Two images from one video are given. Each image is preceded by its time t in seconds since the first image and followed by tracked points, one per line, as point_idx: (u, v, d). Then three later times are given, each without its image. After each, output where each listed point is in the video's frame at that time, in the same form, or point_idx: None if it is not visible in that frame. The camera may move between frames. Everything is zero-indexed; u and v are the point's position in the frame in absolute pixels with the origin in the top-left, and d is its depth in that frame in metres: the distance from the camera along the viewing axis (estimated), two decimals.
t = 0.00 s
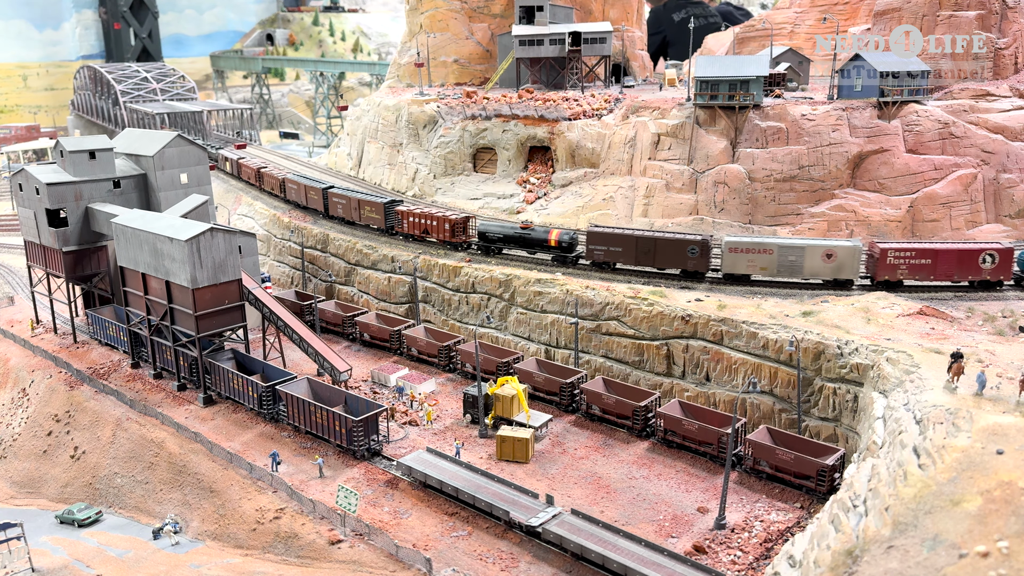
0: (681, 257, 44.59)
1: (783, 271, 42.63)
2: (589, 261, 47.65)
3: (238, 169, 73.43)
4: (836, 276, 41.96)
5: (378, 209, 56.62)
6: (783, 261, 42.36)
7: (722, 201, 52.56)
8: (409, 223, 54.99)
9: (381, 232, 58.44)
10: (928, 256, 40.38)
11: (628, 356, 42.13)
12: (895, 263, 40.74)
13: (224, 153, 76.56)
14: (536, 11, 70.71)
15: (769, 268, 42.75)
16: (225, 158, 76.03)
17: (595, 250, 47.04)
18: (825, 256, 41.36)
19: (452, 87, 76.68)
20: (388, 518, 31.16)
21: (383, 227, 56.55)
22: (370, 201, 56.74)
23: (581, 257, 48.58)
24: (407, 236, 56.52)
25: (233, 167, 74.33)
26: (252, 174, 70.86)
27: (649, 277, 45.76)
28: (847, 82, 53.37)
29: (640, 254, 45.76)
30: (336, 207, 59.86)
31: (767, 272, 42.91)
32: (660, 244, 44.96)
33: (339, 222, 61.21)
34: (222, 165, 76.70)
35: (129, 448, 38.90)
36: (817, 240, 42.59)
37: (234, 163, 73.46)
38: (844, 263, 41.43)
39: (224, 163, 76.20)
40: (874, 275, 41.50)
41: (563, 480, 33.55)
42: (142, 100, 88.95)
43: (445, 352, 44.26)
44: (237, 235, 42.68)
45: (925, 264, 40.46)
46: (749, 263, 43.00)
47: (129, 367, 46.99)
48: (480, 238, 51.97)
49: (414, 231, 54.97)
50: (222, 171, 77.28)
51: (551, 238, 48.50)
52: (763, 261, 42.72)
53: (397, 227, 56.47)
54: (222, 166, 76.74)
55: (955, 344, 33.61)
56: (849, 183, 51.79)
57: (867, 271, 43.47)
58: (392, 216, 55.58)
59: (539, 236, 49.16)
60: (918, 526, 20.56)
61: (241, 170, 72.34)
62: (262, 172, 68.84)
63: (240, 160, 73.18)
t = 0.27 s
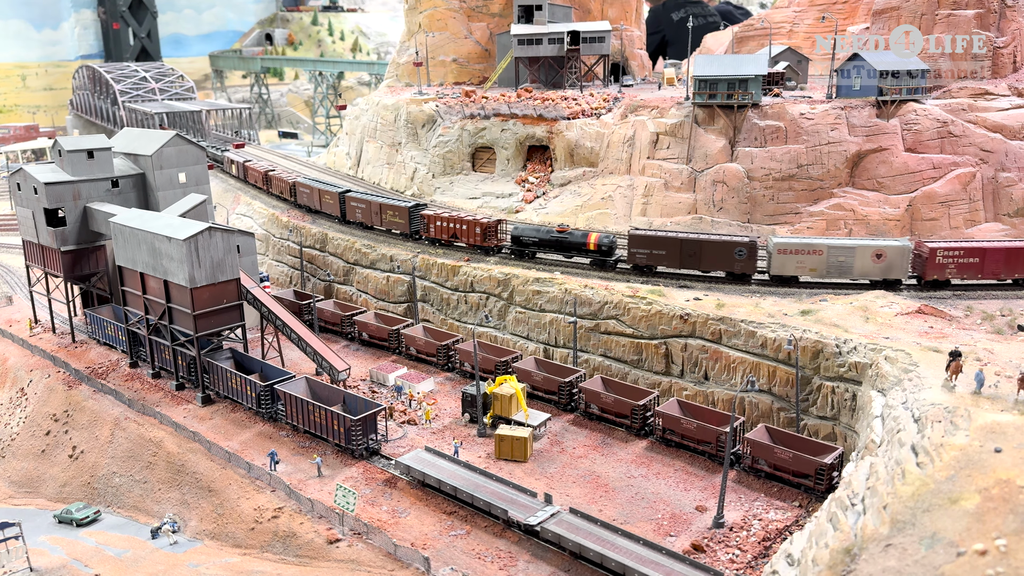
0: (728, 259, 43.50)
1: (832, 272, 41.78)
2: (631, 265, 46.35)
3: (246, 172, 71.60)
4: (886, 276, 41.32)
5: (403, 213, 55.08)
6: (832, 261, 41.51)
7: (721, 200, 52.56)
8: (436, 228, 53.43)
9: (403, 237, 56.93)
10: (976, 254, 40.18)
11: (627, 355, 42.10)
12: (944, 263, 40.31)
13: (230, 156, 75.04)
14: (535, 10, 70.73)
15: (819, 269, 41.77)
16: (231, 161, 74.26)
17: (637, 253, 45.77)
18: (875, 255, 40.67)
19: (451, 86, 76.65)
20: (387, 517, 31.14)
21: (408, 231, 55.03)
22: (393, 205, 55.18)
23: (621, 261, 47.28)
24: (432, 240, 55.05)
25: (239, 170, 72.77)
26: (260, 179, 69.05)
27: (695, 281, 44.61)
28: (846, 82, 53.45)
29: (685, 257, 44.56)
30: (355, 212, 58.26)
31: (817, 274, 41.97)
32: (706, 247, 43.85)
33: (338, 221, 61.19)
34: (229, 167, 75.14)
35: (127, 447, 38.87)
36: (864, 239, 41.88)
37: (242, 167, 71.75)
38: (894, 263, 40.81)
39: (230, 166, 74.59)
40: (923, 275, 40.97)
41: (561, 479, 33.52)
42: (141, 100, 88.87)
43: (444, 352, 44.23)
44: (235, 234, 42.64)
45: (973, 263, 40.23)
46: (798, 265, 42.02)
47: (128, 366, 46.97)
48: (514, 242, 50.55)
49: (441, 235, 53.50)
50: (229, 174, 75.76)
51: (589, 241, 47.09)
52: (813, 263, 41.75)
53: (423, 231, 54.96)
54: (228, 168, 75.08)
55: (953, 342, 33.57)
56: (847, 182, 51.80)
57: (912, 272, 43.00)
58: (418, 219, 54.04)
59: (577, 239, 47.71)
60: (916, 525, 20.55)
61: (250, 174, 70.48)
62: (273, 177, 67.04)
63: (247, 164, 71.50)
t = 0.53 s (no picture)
0: (777, 260, 42.66)
1: (882, 273, 41.46)
2: (674, 268, 45.15)
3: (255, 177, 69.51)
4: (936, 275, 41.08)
5: (429, 217, 53.48)
6: (883, 261, 41.15)
7: (720, 199, 52.55)
8: (466, 232, 51.81)
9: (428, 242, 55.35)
10: None
11: (625, 354, 42.07)
12: (993, 262, 40.17)
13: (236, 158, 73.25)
14: (534, 9, 70.67)
15: (869, 270, 41.41)
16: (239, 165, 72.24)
17: (682, 256, 44.56)
18: (925, 255, 40.42)
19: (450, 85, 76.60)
20: (385, 517, 31.13)
21: (436, 236, 53.45)
22: (419, 209, 53.55)
23: (663, 265, 46.11)
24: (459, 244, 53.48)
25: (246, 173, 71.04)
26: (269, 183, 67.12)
27: (741, 283, 43.69)
28: (845, 82, 53.65)
29: (732, 259, 43.55)
30: (376, 217, 56.70)
31: (867, 275, 41.61)
32: (754, 249, 42.87)
33: (336, 221, 61.16)
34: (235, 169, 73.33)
35: (125, 447, 38.83)
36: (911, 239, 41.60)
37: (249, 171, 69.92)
38: (943, 262, 40.56)
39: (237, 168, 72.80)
40: (970, 274, 40.72)
41: (559, 478, 33.51)
42: (140, 99, 88.74)
43: (442, 351, 44.20)
44: (234, 234, 42.58)
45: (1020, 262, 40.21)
46: (848, 265, 41.66)
47: (126, 366, 46.94)
48: (549, 246, 48.89)
49: (472, 240, 51.88)
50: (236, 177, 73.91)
51: (631, 243, 45.87)
52: (863, 263, 41.38)
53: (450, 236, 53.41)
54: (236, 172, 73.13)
55: (951, 341, 33.58)
56: (846, 181, 51.79)
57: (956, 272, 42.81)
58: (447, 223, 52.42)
59: (617, 243, 46.43)
60: (914, 524, 20.55)
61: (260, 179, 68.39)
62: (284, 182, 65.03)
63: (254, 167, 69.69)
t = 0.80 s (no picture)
0: (827, 262, 42.06)
1: (930, 273, 41.19)
2: (720, 270, 44.14)
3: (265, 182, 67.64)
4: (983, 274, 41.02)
5: (459, 221, 52.12)
6: (932, 261, 40.90)
7: (718, 198, 52.60)
8: (499, 236, 50.65)
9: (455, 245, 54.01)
10: None
11: (624, 353, 42.07)
12: None
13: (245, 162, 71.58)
14: (533, 8, 70.59)
15: (918, 270, 41.09)
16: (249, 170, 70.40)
17: (729, 258, 43.53)
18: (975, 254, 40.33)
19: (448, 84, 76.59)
20: (384, 515, 31.15)
21: (466, 240, 52.03)
22: (448, 213, 52.17)
23: (709, 268, 45.08)
24: (488, 248, 52.20)
25: (256, 177, 69.52)
26: (282, 188, 65.39)
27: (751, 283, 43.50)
28: (842, 82, 53.40)
29: (781, 261, 42.66)
30: (401, 221, 55.35)
31: (916, 275, 41.29)
32: (804, 250, 42.12)
33: (334, 220, 61.15)
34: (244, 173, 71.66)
35: (124, 446, 38.82)
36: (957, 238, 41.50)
37: (258, 174, 68.27)
38: (990, 260, 40.54)
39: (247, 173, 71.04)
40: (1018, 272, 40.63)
41: (558, 477, 33.52)
42: (138, 98, 88.61)
43: (441, 350, 44.19)
44: (232, 233, 42.55)
45: None
46: (897, 265, 41.24)
47: (124, 365, 46.94)
48: (589, 249, 47.73)
49: (505, 244, 50.65)
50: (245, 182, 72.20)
51: (676, 246, 44.90)
52: (912, 262, 41.07)
53: (482, 239, 52.10)
54: (246, 177, 71.31)
55: (949, 340, 33.62)
56: (845, 180, 51.81)
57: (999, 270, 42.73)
58: (477, 227, 51.13)
59: (660, 245, 45.43)
60: (912, 521, 20.57)
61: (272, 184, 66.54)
62: (298, 188, 63.26)
63: (265, 171, 67.92)
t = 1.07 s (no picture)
0: (877, 262, 41.60)
1: (978, 272, 40.74)
2: (768, 272, 43.38)
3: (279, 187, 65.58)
4: None
5: (492, 224, 50.45)
6: (980, 259, 40.44)
7: (717, 197, 52.59)
8: (536, 240, 48.99)
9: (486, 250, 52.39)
10: None
11: (622, 352, 42.04)
12: None
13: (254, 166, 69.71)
14: (531, 7, 70.52)
15: (966, 269, 40.61)
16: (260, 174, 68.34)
17: (778, 260, 42.79)
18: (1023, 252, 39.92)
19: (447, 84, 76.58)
20: (382, 514, 31.12)
21: (500, 244, 50.39)
22: (480, 216, 50.49)
23: (755, 269, 44.44)
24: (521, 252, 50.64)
25: (264, 181, 67.81)
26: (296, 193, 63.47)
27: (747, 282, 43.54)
28: (840, 81, 53.26)
29: (830, 261, 42.15)
30: (428, 224, 53.66)
31: (963, 274, 40.82)
32: (854, 250, 41.62)
33: (333, 219, 61.13)
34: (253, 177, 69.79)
35: (122, 445, 38.78)
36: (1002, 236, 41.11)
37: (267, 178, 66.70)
38: None
39: (257, 177, 69.18)
40: None
41: (556, 475, 33.52)
42: (137, 97, 88.61)
43: (439, 349, 44.19)
44: (230, 232, 42.49)
45: None
46: (945, 264, 40.71)
47: (122, 364, 46.91)
48: (630, 252, 46.30)
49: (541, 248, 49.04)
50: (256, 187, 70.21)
51: (722, 248, 43.93)
52: (961, 262, 40.55)
53: (516, 243, 50.51)
54: (257, 182, 69.23)
55: (948, 338, 33.61)
56: (843, 179, 51.82)
57: None
58: (511, 230, 49.44)
59: (706, 248, 44.34)
60: (910, 519, 20.56)
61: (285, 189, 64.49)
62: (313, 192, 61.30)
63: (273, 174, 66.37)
